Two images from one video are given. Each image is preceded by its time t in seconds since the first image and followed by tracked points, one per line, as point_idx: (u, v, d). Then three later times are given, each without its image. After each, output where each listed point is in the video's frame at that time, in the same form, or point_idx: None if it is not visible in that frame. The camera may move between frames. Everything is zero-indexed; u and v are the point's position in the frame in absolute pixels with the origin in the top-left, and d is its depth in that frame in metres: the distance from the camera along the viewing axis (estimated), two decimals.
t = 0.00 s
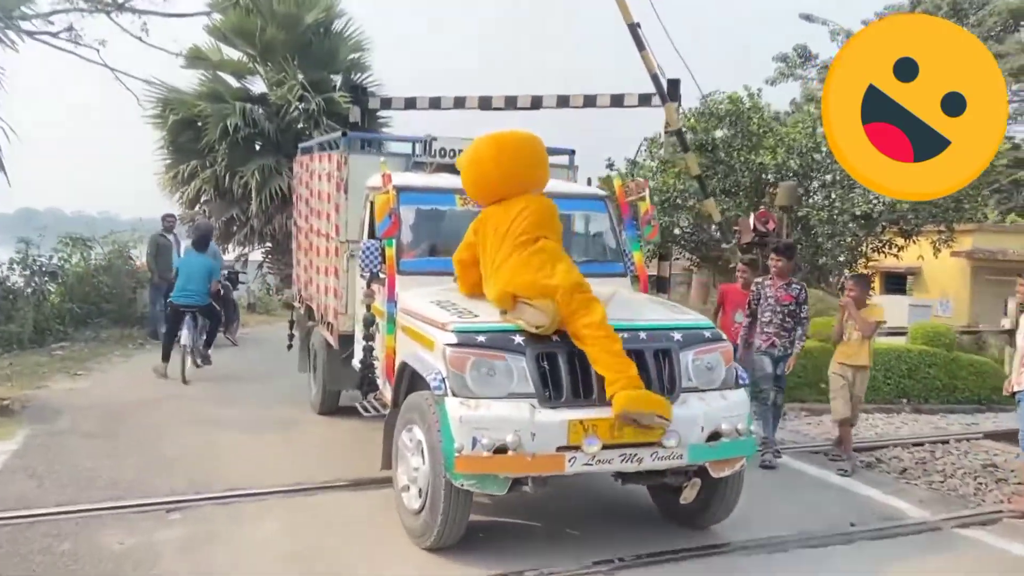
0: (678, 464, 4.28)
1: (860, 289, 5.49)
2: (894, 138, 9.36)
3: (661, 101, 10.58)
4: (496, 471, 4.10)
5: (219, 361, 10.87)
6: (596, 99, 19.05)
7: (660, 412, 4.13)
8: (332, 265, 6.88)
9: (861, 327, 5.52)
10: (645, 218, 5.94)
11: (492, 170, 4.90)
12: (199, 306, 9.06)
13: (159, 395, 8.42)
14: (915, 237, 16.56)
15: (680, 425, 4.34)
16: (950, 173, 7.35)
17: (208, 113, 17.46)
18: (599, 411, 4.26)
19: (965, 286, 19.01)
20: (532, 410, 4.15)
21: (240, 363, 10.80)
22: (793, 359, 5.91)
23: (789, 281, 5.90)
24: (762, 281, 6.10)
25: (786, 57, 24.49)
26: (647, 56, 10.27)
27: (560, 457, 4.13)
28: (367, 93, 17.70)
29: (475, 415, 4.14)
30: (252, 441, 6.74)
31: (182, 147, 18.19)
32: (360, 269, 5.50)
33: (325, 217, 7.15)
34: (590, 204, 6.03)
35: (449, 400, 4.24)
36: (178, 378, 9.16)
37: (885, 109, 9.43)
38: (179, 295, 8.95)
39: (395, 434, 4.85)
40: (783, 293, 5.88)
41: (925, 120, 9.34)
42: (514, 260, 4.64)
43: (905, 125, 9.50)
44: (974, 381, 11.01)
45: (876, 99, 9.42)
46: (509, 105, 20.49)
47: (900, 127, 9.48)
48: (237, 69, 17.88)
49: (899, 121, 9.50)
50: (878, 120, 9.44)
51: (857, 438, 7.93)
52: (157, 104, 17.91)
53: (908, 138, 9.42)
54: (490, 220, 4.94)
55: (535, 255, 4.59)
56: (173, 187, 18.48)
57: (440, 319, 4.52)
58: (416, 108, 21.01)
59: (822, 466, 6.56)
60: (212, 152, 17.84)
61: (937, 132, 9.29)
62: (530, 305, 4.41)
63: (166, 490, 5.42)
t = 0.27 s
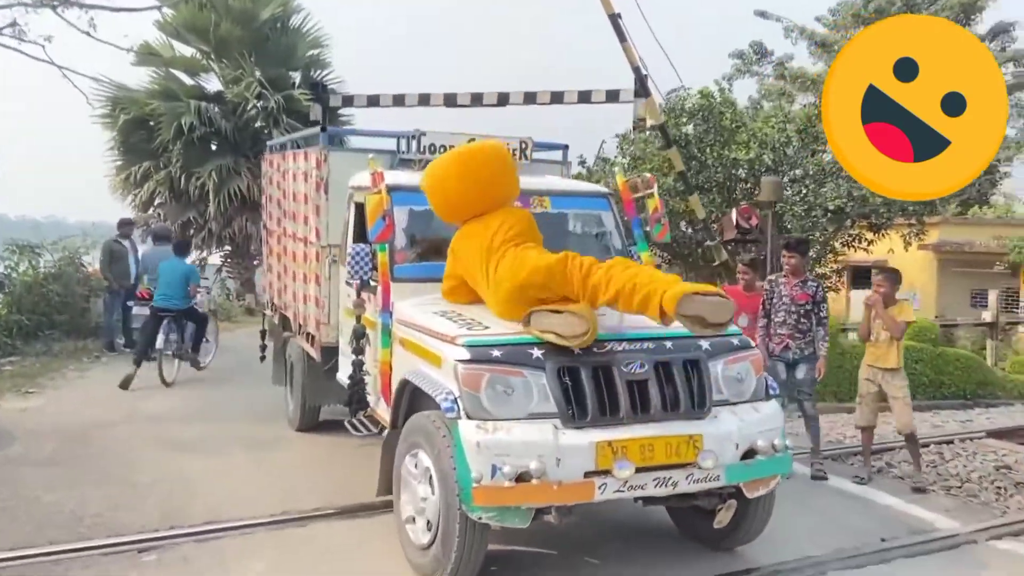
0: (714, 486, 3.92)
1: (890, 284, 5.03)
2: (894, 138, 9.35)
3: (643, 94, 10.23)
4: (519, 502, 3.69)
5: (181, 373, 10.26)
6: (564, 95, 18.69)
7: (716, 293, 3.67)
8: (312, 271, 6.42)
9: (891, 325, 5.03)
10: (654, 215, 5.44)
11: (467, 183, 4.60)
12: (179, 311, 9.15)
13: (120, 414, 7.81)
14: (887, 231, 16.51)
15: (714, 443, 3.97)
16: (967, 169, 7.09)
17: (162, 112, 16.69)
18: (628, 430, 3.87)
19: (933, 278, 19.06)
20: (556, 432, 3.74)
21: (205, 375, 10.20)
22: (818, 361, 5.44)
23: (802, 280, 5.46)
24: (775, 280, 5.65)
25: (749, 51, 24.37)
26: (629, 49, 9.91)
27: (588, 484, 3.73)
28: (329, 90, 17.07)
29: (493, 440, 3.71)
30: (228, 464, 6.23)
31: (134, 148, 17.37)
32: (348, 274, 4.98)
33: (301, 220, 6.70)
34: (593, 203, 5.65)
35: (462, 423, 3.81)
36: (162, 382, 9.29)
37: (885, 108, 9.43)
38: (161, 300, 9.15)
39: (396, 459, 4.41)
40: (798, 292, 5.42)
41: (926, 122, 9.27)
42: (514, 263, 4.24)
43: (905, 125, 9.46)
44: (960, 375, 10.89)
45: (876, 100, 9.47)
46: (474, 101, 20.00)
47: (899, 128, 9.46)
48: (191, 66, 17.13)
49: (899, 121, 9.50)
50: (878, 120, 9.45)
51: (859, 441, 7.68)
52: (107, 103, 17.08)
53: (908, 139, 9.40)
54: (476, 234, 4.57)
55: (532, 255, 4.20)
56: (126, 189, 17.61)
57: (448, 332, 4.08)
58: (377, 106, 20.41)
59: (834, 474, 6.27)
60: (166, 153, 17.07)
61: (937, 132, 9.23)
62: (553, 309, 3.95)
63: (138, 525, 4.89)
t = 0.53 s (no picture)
0: (758, 508, 3.57)
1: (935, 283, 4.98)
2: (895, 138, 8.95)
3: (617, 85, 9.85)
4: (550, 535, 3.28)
5: (131, 387, 9.56)
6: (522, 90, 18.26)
7: (757, 285, 3.27)
8: (286, 275, 5.92)
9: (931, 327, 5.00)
10: (662, 210, 5.08)
11: (453, 179, 4.08)
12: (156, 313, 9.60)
13: (68, 434, 7.17)
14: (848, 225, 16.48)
15: (756, 460, 3.62)
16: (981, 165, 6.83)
17: (99, 108, 15.76)
18: (665, 449, 3.50)
19: (891, 270, 19.18)
20: (589, 454, 3.35)
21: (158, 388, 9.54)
22: (834, 363, 5.46)
23: (826, 278, 5.50)
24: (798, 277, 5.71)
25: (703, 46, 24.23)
26: (602, 39, 9.54)
27: (626, 511, 3.35)
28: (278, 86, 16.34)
29: (521, 465, 3.29)
30: (196, 489, 5.69)
31: (69, 147, 16.40)
32: (335, 278, 4.50)
33: (272, 219, 6.21)
34: (594, 198, 5.26)
35: (483, 446, 3.38)
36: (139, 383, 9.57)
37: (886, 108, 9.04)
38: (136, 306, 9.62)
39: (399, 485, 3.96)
40: (819, 290, 5.47)
41: (926, 119, 8.78)
42: (518, 260, 3.78)
43: (905, 124, 9.07)
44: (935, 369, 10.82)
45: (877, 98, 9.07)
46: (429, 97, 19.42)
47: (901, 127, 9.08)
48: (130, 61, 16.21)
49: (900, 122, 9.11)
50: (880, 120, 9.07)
51: (854, 440, 7.47)
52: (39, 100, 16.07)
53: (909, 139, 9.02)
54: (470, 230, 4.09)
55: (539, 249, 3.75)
56: (62, 191, 16.60)
57: (459, 343, 3.65)
58: (328, 102, 19.68)
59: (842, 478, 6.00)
60: (105, 152, 16.14)
61: (937, 130, 8.73)
62: (572, 320, 3.53)
63: (101, 566, 4.36)
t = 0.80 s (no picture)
0: (782, 518, 3.30)
1: (935, 273, 5.00)
2: (895, 137, 9.16)
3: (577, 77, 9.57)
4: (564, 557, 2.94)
5: (60, 398, 8.85)
6: (465, 86, 17.85)
7: (758, 307, 2.91)
8: (239, 274, 5.41)
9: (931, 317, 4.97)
10: (651, 199, 4.80)
11: (427, 170, 3.67)
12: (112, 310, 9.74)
13: None
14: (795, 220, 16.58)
15: (778, 465, 3.36)
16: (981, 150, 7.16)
17: (17, 103, 14.74)
18: (682, 457, 3.20)
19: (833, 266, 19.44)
20: (603, 466, 3.04)
21: (90, 399, 8.87)
22: (824, 358, 5.46)
23: (814, 271, 5.49)
24: (786, 272, 5.72)
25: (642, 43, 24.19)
26: (561, 29, 9.29)
27: (646, 528, 3.03)
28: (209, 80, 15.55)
29: (529, 480, 2.96)
30: (143, 511, 5.18)
31: None
32: (303, 275, 4.11)
33: (221, 214, 5.66)
34: (578, 188, 4.96)
35: (485, 460, 3.03)
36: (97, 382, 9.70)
37: (886, 109, 9.23)
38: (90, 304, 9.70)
39: (385, 503, 3.59)
40: (807, 283, 5.47)
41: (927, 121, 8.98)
42: (518, 250, 3.43)
43: (905, 124, 9.26)
44: (890, 363, 10.87)
45: (876, 100, 9.27)
46: (370, 92, 18.78)
47: (900, 127, 9.26)
48: (51, 54, 15.22)
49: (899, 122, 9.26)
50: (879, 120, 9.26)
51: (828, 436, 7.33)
52: None
53: (908, 138, 9.20)
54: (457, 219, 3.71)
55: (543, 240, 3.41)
56: None
57: (453, 345, 3.30)
58: (264, 97, 18.93)
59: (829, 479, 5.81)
60: (24, 151, 15.12)
61: (938, 131, 8.94)
62: (565, 318, 3.11)
63: None
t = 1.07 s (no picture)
0: (819, 535, 3.12)
1: (924, 272, 5.04)
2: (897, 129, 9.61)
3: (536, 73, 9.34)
4: None
5: None
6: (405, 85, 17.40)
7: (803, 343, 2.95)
8: (202, 281, 5.02)
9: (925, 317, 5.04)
10: (647, 199, 4.59)
11: (450, 166, 3.43)
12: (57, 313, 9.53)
13: None
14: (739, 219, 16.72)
15: (811, 479, 3.20)
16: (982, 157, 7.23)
17: None
18: (718, 474, 3.00)
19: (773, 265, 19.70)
20: (640, 486, 2.81)
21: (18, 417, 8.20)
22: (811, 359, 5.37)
23: (797, 272, 5.32)
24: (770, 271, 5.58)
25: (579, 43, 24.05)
26: (520, 24, 9.04)
27: (688, 552, 2.81)
28: (136, 76, 14.78)
29: (563, 503, 2.71)
30: (99, 541, 4.74)
31: None
32: (285, 281, 3.77)
33: (179, 216, 5.27)
34: (569, 187, 4.72)
35: (513, 483, 2.77)
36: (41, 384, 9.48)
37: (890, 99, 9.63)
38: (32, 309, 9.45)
39: (390, 530, 3.29)
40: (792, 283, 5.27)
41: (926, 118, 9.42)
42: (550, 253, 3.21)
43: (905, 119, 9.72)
44: (843, 361, 10.98)
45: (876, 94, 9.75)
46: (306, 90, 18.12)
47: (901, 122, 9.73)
48: None
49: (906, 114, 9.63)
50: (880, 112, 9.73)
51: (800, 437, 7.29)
52: None
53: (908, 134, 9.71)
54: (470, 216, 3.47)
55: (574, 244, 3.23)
56: None
57: (469, 358, 3.03)
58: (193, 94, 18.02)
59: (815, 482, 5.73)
60: None
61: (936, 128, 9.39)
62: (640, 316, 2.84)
63: None
